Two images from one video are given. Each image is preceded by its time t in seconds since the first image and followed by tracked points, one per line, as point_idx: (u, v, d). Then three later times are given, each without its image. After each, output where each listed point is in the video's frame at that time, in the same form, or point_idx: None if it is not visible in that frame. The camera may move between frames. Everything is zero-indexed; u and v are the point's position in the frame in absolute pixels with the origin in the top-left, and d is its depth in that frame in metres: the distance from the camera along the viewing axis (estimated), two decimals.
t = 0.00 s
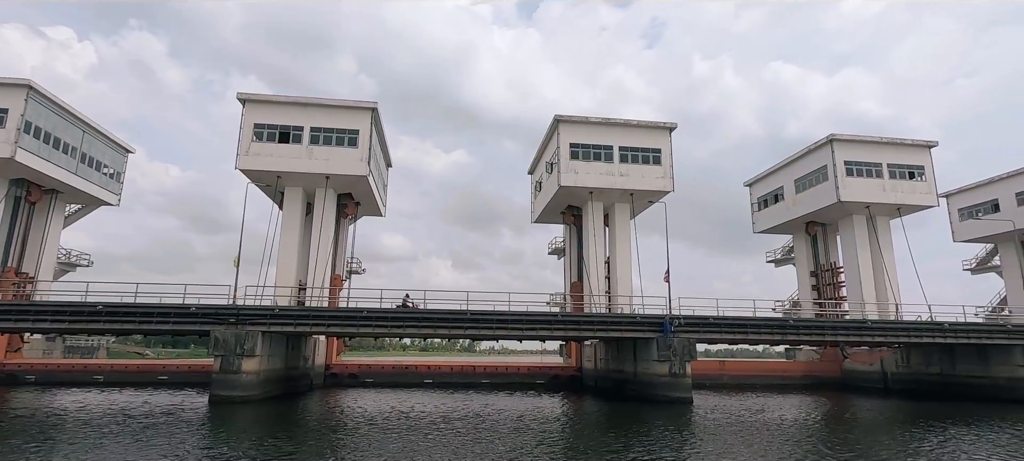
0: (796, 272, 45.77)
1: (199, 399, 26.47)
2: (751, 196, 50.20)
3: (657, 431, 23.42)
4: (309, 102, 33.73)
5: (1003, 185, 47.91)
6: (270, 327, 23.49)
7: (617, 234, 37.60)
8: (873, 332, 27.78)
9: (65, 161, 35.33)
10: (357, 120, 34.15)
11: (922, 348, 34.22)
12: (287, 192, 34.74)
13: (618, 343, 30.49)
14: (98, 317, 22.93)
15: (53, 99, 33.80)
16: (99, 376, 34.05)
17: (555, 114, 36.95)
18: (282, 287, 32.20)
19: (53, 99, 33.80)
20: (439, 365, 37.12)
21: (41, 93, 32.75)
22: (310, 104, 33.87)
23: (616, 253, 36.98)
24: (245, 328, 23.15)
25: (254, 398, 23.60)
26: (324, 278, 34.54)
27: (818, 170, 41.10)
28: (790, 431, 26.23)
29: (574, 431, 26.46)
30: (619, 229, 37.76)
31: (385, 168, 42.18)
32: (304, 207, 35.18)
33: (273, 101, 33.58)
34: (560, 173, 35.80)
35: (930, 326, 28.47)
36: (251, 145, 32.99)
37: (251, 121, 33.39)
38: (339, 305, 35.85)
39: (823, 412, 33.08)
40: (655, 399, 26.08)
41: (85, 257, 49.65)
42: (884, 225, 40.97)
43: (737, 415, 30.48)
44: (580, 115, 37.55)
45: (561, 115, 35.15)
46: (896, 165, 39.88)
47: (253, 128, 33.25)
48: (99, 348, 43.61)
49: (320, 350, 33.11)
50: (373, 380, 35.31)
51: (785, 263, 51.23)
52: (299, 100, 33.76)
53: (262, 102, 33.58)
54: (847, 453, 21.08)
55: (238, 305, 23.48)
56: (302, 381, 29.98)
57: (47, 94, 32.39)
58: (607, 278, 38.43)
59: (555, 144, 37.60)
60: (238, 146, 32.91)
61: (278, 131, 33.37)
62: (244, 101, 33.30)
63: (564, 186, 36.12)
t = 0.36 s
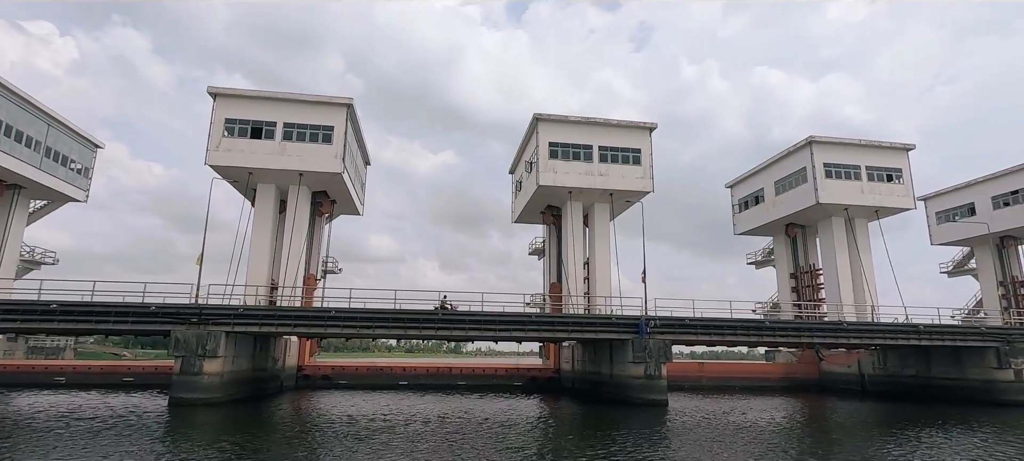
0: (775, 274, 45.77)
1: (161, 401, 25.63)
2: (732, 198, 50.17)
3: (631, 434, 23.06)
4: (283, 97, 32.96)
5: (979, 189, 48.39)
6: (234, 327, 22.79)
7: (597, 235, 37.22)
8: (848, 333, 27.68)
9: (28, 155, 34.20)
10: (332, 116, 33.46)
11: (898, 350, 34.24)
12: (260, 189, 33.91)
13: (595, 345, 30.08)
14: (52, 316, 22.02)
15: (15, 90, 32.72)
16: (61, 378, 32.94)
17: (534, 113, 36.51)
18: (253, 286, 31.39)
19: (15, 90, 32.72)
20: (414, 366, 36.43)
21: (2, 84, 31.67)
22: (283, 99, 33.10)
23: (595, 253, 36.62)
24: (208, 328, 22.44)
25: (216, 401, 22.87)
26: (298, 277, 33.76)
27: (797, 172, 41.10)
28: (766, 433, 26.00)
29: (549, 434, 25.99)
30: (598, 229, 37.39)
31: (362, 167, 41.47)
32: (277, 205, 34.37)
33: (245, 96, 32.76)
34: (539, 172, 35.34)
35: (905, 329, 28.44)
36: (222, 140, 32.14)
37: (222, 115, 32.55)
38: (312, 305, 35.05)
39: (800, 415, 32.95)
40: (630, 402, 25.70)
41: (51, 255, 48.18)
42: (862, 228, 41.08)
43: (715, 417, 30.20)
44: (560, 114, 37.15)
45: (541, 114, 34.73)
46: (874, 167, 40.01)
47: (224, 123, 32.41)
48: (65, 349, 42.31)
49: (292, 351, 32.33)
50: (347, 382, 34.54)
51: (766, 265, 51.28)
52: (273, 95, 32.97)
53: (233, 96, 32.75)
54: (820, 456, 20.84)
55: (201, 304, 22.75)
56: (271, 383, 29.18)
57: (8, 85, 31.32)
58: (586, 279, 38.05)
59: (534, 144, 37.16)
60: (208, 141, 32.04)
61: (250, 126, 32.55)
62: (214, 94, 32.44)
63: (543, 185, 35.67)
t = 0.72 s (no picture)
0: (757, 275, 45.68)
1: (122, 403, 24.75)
2: (715, 198, 50.07)
3: (606, 435, 22.67)
4: (257, 90, 32.19)
5: (958, 191, 48.67)
6: (197, 325, 22.05)
7: (577, 234, 36.80)
8: (826, 334, 27.52)
9: None
10: (308, 111, 32.73)
11: (877, 351, 34.21)
12: (232, 184, 33.10)
13: (573, 346, 29.65)
14: (4, 313, 21.05)
15: None
16: (22, 378, 31.84)
17: (515, 110, 36.04)
18: (223, 284, 30.55)
19: None
20: (391, 366, 35.74)
21: None
22: (257, 93, 32.32)
23: (575, 253, 36.21)
24: (170, 327, 21.69)
25: (178, 402, 22.09)
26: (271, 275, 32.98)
27: (779, 173, 41.01)
28: (743, 435, 25.74)
29: (524, 436, 25.52)
30: (579, 228, 36.96)
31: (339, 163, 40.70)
32: (249, 201, 33.54)
33: (218, 89, 31.93)
34: (518, 170, 34.85)
35: (883, 330, 28.33)
36: (193, 133, 31.29)
37: (193, 108, 31.70)
38: (286, 303, 34.25)
39: (780, 416, 32.75)
40: (606, 403, 25.28)
41: (19, 253, 46.72)
42: (842, 229, 41.09)
43: (694, 420, 29.84)
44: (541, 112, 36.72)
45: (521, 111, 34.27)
46: (855, 169, 40.05)
47: (195, 117, 31.56)
48: (31, 349, 41.12)
49: (263, 351, 31.53)
50: (321, 382, 33.76)
51: (748, 266, 51.26)
52: (246, 88, 32.17)
53: (206, 89, 31.90)
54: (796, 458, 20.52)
55: (162, 302, 21.99)
56: (240, 384, 28.38)
57: None
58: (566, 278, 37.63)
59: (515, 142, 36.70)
60: (178, 134, 31.17)
61: (222, 119, 31.74)
62: (186, 87, 31.59)
63: (522, 184, 35.20)
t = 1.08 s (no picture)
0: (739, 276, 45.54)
1: (82, 405, 23.90)
2: (698, 199, 49.88)
3: (582, 438, 22.22)
4: (230, 85, 31.45)
5: (939, 193, 48.89)
6: (159, 325, 21.35)
7: (557, 234, 36.36)
8: (805, 335, 27.29)
9: None
10: (282, 107, 32.06)
11: (857, 353, 34.10)
12: (204, 181, 32.33)
13: (551, 347, 29.19)
14: None
15: None
16: None
17: (495, 108, 35.54)
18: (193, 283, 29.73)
19: None
20: (368, 368, 35.04)
21: None
22: (230, 87, 31.57)
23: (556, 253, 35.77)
24: (131, 327, 20.98)
25: (139, 404, 21.37)
26: (244, 274, 32.21)
27: (761, 173, 40.89)
28: (722, 438, 25.37)
29: (500, 439, 24.98)
30: (559, 228, 36.52)
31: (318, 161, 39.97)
32: (222, 198, 32.77)
33: (189, 83, 31.15)
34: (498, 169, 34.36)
35: (862, 331, 28.16)
36: (163, 129, 30.49)
37: (164, 103, 30.90)
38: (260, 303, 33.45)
39: (761, 419, 32.52)
40: (583, 405, 24.85)
41: None
42: (824, 230, 41.03)
43: (673, 422, 29.49)
44: (522, 110, 36.25)
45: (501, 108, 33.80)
46: (837, 170, 40.02)
47: (166, 111, 30.77)
48: None
49: (235, 352, 30.75)
50: (295, 384, 33.02)
51: (731, 267, 51.17)
52: (219, 82, 31.41)
53: (177, 83, 31.11)
54: None
55: (123, 301, 21.26)
56: (209, 385, 27.62)
57: None
58: (547, 278, 37.18)
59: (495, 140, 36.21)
60: (148, 129, 30.35)
61: (193, 114, 30.97)
62: (156, 81, 30.78)
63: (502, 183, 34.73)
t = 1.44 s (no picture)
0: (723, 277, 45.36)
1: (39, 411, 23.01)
2: (682, 200, 49.65)
3: (559, 443, 21.72)
4: (201, 81, 30.69)
5: (920, 195, 49.07)
6: (119, 328, 20.64)
7: (538, 235, 35.88)
8: (786, 337, 27.02)
9: None
10: (256, 104, 31.37)
11: (838, 354, 33.95)
12: (175, 180, 31.52)
13: (530, 349, 28.67)
14: None
15: None
16: None
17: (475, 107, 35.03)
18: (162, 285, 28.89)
19: None
20: (344, 371, 34.31)
21: None
22: (201, 84, 30.80)
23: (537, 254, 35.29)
24: (88, 329, 20.26)
25: (98, 409, 20.61)
26: (217, 275, 31.41)
27: (744, 174, 40.73)
28: (702, 442, 24.97)
29: (477, 444, 24.41)
30: (540, 229, 36.05)
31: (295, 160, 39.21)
32: (194, 197, 31.94)
33: (159, 79, 30.33)
34: (478, 169, 33.84)
35: (842, 332, 27.93)
36: (131, 125, 29.63)
37: (133, 99, 30.06)
38: (233, 305, 32.64)
39: (742, 421, 32.25)
40: (560, 409, 24.35)
41: None
42: (806, 231, 40.94)
43: (654, 425, 29.09)
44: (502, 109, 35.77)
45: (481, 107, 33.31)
46: (819, 171, 39.95)
47: (135, 108, 29.93)
48: None
49: (205, 355, 29.92)
50: (269, 388, 32.24)
51: (715, 269, 51.00)
52: (190, 78, 30.63)
53: (146, 79, 30.27)
54: None
55: (81, 303, 20.53)
56: (177, 389, 26.81)
57: None
58: (528, 280, 36.68)
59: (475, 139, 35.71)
60: (116, 126, 29.48)
61: (163, 111, 30.17)
62: (125, 76, 29.94)
63: (482, 183, 34.22)
